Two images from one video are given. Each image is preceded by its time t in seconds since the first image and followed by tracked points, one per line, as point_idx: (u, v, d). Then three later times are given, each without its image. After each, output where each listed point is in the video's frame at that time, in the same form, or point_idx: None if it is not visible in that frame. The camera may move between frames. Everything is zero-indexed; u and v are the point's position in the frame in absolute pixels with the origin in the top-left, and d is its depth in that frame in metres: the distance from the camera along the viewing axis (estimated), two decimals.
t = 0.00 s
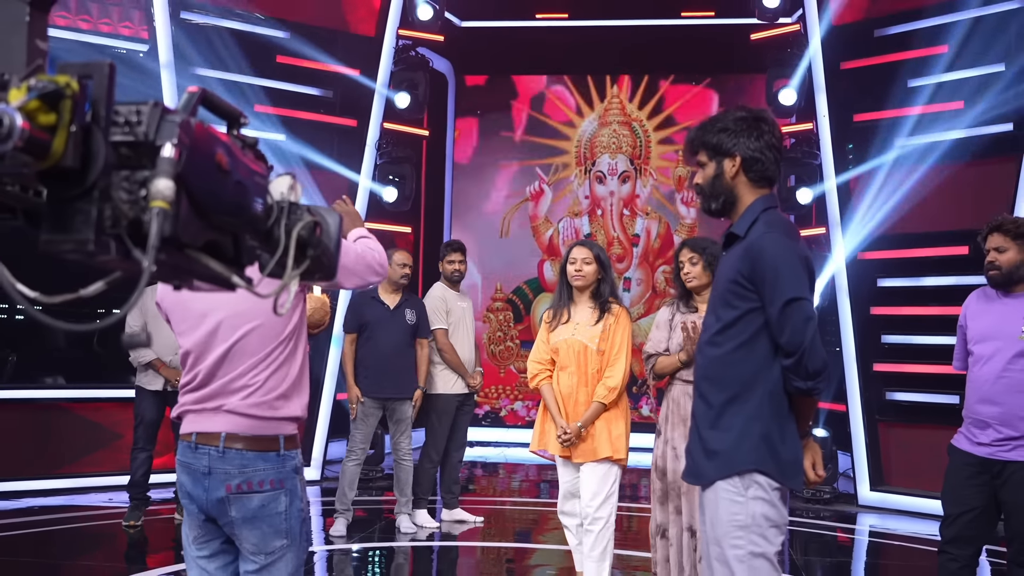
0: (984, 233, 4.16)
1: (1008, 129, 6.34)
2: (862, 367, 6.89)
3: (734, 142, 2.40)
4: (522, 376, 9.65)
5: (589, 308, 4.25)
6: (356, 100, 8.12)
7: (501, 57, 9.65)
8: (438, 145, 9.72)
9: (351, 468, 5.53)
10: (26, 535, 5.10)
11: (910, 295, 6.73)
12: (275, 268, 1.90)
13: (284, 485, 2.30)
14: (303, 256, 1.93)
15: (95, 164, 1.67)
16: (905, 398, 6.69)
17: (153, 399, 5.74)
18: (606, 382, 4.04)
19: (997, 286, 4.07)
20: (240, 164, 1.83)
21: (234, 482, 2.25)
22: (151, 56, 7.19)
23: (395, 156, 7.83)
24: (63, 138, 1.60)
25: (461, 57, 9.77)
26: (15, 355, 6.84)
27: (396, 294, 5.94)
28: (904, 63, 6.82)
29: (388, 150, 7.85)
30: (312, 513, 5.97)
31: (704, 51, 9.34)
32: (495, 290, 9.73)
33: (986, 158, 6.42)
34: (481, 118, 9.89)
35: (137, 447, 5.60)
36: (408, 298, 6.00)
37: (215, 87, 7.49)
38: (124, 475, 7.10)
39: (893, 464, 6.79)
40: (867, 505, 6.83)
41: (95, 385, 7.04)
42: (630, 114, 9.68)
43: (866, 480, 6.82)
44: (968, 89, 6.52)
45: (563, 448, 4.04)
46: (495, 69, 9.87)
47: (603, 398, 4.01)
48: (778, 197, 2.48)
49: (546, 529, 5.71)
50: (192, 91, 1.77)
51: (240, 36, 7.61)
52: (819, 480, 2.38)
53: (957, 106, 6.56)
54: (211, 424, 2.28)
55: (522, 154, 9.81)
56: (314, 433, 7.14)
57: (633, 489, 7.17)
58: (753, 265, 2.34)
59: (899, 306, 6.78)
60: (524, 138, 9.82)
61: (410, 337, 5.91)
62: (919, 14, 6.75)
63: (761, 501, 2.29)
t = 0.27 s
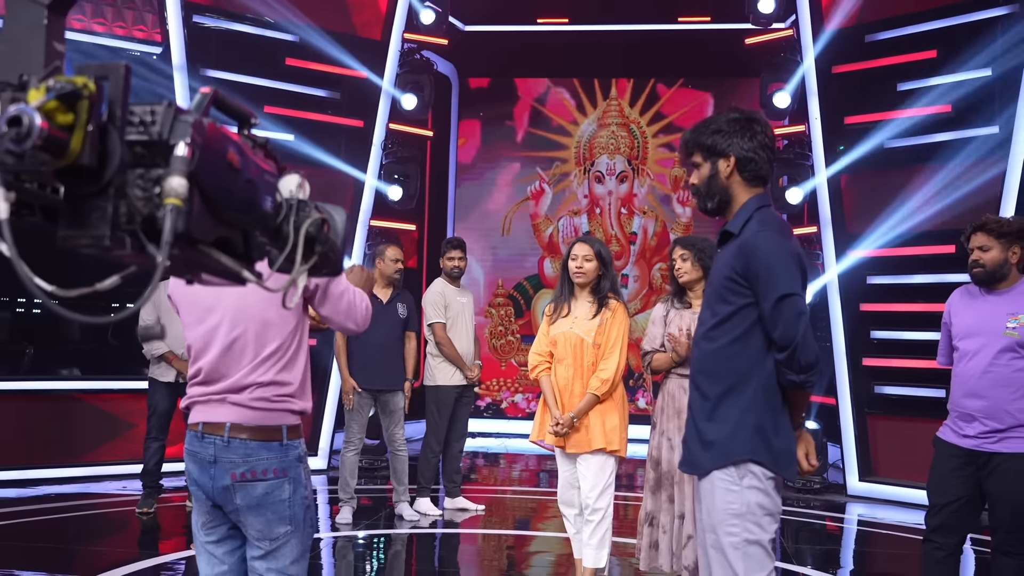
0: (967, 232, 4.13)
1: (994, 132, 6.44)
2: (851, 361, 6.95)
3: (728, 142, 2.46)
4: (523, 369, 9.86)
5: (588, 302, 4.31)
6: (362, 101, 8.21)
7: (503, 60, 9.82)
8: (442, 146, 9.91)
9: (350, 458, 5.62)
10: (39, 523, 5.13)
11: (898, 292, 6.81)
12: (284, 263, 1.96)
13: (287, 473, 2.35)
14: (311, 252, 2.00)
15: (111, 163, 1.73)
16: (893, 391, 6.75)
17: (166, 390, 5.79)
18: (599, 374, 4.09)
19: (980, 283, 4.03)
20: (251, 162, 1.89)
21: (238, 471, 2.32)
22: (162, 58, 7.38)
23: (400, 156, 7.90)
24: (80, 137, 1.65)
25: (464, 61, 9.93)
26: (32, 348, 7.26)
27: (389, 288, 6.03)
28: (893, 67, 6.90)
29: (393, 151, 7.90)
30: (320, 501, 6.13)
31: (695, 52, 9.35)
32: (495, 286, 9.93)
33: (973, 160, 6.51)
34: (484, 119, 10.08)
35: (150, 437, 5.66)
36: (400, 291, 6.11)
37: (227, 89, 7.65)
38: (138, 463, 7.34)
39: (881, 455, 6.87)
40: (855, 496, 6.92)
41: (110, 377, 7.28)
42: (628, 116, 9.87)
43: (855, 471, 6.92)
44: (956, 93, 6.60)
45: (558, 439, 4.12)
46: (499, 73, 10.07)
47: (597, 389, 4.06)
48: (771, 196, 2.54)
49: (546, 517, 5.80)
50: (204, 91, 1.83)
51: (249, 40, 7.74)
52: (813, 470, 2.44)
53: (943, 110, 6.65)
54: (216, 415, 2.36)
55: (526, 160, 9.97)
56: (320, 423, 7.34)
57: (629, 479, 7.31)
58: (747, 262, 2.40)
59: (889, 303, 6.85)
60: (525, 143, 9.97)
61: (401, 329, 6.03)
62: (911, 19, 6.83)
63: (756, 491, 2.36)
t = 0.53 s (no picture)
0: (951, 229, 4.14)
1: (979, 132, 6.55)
2: (841, 355, 7.01)
3: (720, 142, 2.52)
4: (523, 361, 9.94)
5: (588, 296, 4.38)
6: (368, 100, 8.31)
7: (505, 60, 9.90)
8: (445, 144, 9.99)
9: (353, 447, 5.70)
10: (53, 509, 5.17)
11: (887, 288, 6.87)
12: (291, 258, 2.03)
13: (287, 463, 2.41)
14: (317, 247, 2.06)
15: (124, 161, 1.78)
16: (882, 384, 6.83)
17: (177, 381, 5.83)
18: (596, 366, 4.16)
19: (964, 279, 4.07)
20: (259, 160, 1.95)
21: (239, 461, 2.38)
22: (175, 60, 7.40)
23: (404, 154, 8.31)
24: (95, 135, 1.70)
25: (467, 61, 10.00)
26: (47, 339, 7.30)
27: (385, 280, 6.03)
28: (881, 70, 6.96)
29: (398, 148, 8.31)
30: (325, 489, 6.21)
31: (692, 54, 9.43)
32: (496, 281, 10.01)
33: (961, 159, 6.61)
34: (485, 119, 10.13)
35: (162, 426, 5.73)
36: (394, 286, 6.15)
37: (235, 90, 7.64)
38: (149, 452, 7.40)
39: (870, 445, 6.95)
40: (844, 485, 7.03)
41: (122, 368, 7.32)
42: (625, 116, 9.96)
43: (844, 460, 7.01)
44: (943, 94, 6.68)
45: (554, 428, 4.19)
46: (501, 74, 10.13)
47: (594, 380, 4.12)
48: (763, 193, 2.60)
49: (545, 505, 5.88)
50: (214, 92, 1.89)
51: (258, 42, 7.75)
52: (806, 459, 2.51)
53: (930, 111, 6.74)
54: (217, 406, 2.42)
55: (528, 153, 10.04)
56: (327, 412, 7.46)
57: (625, 468, 7.41)
58: (742, 258, 2.47)
59: (878, 298, 6.92)
60: (528, 141, 10.04)
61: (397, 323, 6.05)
62: (903, 21, 6.86)
63: (751, 480, 2.42)
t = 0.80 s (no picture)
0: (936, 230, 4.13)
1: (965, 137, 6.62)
2: (830, 352, 7.08)
3: (712, 145, 2.59)
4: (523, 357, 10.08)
5: (588, 296, 4.44)
6: (372, 102, 8.38)
7: (507, 65, 10.04)
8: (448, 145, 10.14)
9: (357, 440, 5.77)
10: (66, 499, 5.22)
11: (873, 287, 6.99)
12: (299, 257, 2.09)
13: (284, 457, 2.46)
14: (324, 247, 2.13)
15: (138, 162, 1.84)
16: (870, 380, 6.93)
17: (188, 375, 5.85)
18: (595, 364, 4.21)
19: (947, 279, 4.05)
20: (268, 162, 2.01)
21: (239, 452, 2.44)
22: (186, 64, 7.48)
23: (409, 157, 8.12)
24: (110, 137, 1.76)
25: (469, 65, 10.14)
26: (61, 334, 7.31)
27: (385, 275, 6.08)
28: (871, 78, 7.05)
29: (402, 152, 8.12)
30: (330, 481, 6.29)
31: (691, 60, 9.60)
32: (496, 280, 10.15)
33: (947, 163, 6.68)
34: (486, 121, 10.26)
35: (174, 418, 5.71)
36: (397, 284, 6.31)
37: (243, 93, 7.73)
38: (160, 445, 7.48)
39: (858, 440, 7.05)
40: (834, 478, 7.13)
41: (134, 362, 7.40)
42: (623, 122, 10.07)
43: (833, 454, 7.10)
44: (930, 101, 6.76)
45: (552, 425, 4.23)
46: (503, 79, 10.23)
47: (592, 378, 4.18)
48: (754, 195, 2.67)
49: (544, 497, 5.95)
50: (225, 96, 1.95)
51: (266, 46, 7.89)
52: (798, 452, 2.57)
53: (917, 117, 6.83)
54: (220, 399, 2.49)
55: (528, 158, 10.18)
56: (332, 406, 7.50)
57: (622, 461, 7.51)
58: (734, 259, 2.54)
59: (865, 298, 7.02)
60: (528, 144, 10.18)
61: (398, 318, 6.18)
62: (893, 29, 6.96)
63: (745, 473, 2.49)
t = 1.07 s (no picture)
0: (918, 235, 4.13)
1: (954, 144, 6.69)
2: (821, 353, 7.16)
3: (708, 150, 2.65)
4: (521, 357, 10.15)
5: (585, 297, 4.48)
6: (376, 108, 8.42)
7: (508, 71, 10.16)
8: (450, 149, 10.25)
9: (362, 436, 5.81)
10: (76, 493, 5.25)
11: (862, 291, 7.06)
12: (304, 258, 2.14)
13: (285, 454, 2.50)
14: (328, 248, 2.18)
15: (148, 164, 1.88)
16: (860, 380, 6.99)
17: (193, 371, 5.95)
18: (596, 363, 4.28)
19: (928, 283, 4.04)
20: (274, 165, 2.06)
21: (242, 448, 2.49)
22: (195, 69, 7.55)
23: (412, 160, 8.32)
24: (120, 140, 1.80)
25: (471, 71, 10.26)
26: (72, 332, 7.40)
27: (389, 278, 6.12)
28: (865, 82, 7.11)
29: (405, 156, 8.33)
30: (334, 476, 6.32)
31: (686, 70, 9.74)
32: (496, 281, 10.21)
33: (936, 170, 6.75)
34: (488, 127, 10.32)
35: (180, 415, 5.81)
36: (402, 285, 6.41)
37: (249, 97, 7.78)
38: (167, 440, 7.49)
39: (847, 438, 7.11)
40: (824, 477, 7.17)
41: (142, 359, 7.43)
42: (620, 126, 10.17)
43: (824, 453, 7.17)
44: (922, 109, 6.80)
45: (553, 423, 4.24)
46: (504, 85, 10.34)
47: (592, 377, 4.24)
48: (748, 199, 2.73)
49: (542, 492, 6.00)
50: (233, 100, 2.00)
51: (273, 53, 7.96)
52: (791, 451, 2.66)
53: (908, 124, 6.87)
54: (225, 396, 2.54)
55: (526, 161, 10.24)
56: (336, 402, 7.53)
57: (617, 458, 7.58)
58: (729, 262, 2.59)
59: (856, 300, 7.08)
60: (528, 149, 10.25)
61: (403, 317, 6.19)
62: (885, 38, 7.01)
63: (738, 472, 2.54)
